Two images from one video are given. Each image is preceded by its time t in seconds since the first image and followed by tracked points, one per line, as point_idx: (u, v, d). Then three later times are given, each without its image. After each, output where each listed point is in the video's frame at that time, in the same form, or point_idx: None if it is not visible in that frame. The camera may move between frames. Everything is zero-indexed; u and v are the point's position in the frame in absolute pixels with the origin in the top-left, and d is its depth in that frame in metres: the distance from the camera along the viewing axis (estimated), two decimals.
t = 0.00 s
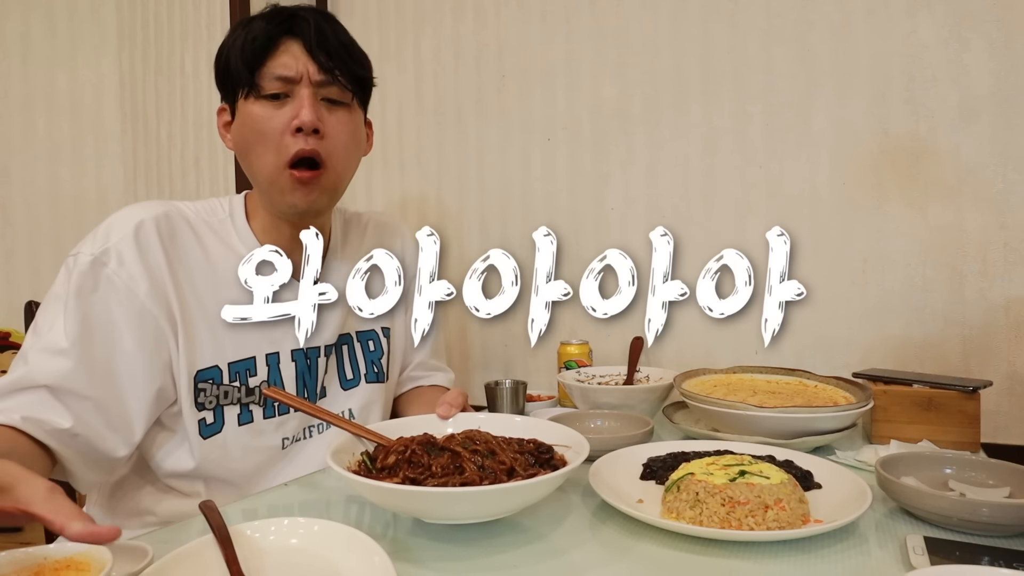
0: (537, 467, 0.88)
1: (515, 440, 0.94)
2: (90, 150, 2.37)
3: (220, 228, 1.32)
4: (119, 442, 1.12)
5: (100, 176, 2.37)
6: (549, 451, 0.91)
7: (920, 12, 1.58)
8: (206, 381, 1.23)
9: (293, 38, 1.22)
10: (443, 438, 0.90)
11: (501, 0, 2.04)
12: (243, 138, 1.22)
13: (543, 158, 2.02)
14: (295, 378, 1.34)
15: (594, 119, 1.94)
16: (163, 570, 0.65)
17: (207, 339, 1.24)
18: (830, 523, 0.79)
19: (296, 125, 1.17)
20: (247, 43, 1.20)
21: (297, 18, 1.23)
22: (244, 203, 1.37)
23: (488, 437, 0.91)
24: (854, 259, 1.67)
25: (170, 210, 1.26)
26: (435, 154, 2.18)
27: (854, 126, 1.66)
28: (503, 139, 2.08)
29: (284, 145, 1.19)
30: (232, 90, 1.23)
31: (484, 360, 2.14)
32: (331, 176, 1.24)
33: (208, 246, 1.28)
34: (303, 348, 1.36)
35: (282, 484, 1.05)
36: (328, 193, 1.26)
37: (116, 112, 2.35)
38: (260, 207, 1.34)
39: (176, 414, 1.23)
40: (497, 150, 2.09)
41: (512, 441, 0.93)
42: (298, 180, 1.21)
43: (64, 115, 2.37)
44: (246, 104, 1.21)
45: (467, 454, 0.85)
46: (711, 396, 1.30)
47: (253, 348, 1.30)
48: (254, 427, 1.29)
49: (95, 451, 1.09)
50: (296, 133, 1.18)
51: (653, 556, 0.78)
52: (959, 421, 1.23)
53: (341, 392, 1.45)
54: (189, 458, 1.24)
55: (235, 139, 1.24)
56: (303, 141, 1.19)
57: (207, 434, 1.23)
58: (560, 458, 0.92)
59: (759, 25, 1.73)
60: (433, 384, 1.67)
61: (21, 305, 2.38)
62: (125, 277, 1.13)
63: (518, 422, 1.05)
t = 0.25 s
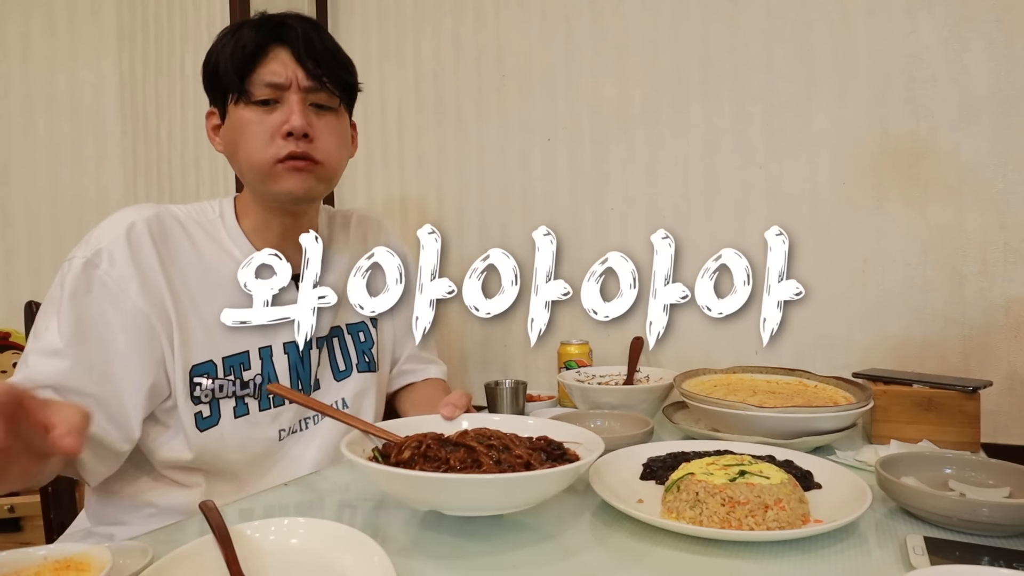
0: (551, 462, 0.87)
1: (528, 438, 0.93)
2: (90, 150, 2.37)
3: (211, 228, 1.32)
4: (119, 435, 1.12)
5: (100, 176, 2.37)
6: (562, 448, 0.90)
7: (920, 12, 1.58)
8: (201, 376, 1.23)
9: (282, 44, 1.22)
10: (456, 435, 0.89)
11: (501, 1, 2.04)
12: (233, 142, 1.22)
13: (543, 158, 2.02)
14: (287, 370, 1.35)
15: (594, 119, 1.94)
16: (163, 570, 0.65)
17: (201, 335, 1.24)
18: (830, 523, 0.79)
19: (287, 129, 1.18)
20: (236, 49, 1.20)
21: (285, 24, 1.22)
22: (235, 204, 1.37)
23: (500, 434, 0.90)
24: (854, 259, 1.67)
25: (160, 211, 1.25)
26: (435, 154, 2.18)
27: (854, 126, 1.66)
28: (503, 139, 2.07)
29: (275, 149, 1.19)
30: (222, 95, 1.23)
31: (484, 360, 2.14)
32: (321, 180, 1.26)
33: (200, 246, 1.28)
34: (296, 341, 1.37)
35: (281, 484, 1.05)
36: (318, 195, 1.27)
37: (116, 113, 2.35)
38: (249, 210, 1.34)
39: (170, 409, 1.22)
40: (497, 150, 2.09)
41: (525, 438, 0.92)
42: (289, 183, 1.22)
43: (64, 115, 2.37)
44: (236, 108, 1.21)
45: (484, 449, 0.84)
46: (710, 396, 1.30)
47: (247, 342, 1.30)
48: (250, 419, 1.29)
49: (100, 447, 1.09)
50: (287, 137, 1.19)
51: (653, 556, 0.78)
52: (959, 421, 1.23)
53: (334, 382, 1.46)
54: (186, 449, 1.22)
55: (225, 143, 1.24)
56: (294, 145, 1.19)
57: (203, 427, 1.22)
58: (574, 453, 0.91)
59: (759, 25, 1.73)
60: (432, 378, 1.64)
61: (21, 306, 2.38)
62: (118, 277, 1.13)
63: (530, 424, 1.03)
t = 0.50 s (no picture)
0: (576, 469, 0.86)
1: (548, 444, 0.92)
2: (90, 150, 2.37)
3: (207, 229, 1.32)
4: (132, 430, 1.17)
5: (100, 177, 2.37)
6: (585, 453, 0.90)
7: (919, 12, 1.58)
8: (198, 376, 1.24)
9: (269, 53, 1.21)
10: (476, 444, 0.89)
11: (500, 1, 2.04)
12: (224, 152, 1.23)
13: (543, 158, 2.02)
14: (283, 370, 1.35)
15: (594, 119, 1.94)
16: (163, 570, 0.65)
17: (199, 335, 1.26)
18: (830, 523, 0.79)
19: (273, 140, 1.18)
20: (223, 58, 1.19)
21: (273, 32, 1.22)
22: (231, 205, 1.36)
23: (522, 442, 0.90)
24: (854, 259, 1.67)
25: (157, 214, 1.27)
26: (435, 154, 2.18)
27: (854, 127, 1.66)
28: (503, 139, 2.08)
29: (262, 159, 1.20)
30: (212, 104, 1.23)
31: (484, 360, 2.14)
32: (309, 189, 1.26)
33: (198, 247, 1.29)
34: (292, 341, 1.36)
35: (280, 484, 1.05)
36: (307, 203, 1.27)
37: (116, 113, 2.35)
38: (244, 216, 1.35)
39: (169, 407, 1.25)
40: (497, 150, 2.09)
41: (545, 445, 0.92)
42: (276, 194, 1.22)
43: (64, 116, 2.37)
44: (225, 119, 1.21)
45: (506, 461, 0.84)
46: (710, 396, 1.30)
47: (243, 342, 1.31)
48: (247, 418, 1.30)
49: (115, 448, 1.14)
50: (273, 148, 1.19)
51: (652, 556, 0.78)
52: (959, 421, 1.23)
53: (332, 380, 1.45)
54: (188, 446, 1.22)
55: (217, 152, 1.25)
56: (281, 156, 1.19)
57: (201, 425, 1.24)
58: (598, 458, 0.90)
59: (759, 25, 1.73)
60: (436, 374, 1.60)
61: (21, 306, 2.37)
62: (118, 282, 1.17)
63: (552, 425, 1.02)
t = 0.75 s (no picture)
0: (577, 469, 0.86)
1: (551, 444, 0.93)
2: (90, 150, 2.37)
3: (219, 229, 1.34)
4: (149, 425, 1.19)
5: (100, 176, 2.37)
6: (587, 453, 0.90)
7: (920, 11, 1.58)
8: (209, 375, 1.25)
9: (266, 61, 1.19)
10: (478, 442, 0.89)
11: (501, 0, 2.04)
12: (226, 161, 1.24)
13: (543, 158, 2.02)
14: (293, 371, 1.35)
15: (594, 119, 1.94)
16: (163, 570, 0.65)
17: (208, 334, 1.26)
18: (830, 523, 0.79)
19: (271, 152, 1.18)
20: (221, 67, 1.18)
21: (271, 39, 1.20)
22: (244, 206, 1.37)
23: (523, 441, 0.90)
24: (854, 259, 1.67)
25: (171, 214, 1.28)
26: (435, 154, 2.18)
27: (854, 126, 1.66)
28: (503, 139, 2.07)
29: (261, 170, 1.20)
30: (214, 112, 1.24)
31: (484, 360, 2.14)
32: (310, 199, 1.26)
33: (209, 247, 1.30)
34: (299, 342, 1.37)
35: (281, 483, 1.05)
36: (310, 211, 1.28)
37: (116, 112, 2.35)
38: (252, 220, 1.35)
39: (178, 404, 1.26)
40: (497, 150, 2.09)
41: (548, 444, 0.92)
42: (277, 205, 1.23)
43: (64, 115, 2.37)
44: (226, 129, 1.22)
45: (507, 458, 0.84)
46: (710, 396, 1.30)
47: (252, 342, 1.32)
48: (256, 418, 1.30)
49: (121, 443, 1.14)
50: (272, 160, 1.19)
51: (652, 556, 0.78)
52: (959, 421, 1.23)
53: (339, 380, 1.45)
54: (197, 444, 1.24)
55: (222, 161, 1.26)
56: (280, 167, 1.19)
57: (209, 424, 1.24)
58: (599, 458, 0.90)
59: (759, 25, 1.73)
60: (442, 379, 1.60)
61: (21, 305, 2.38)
62: (135, 281, 1.19)
63: (555, 427, 1.02)
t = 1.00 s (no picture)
0: (574, 467, 0.86)
1: (547, 443, 0.93)
2: (90, 151, 2.37)
3: (233, 226, 1.34)
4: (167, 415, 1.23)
5: (100, 177, 2.37)
6: (583, 453, 0.90)
7: (919, 12, 1.58)
8: (220, 368, 1.27)
9: (273, 61, 1.18)
10: (474, 441, 0.89)
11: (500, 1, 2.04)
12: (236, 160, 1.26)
13: (543, 158, 2.02)
14: (304, 367, 1.36)
15: (594, 119, 1.94)
16: (163, 570, 0.65)
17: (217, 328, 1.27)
18: (830, 523, 0.79)
19: (276, 154, 1.19)
20: (230, 67, 1.18)
21: (279, 39, 1.19)
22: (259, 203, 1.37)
23: (519, 440, 0.90)
24: (854, 259, 1.67)
25: (185, 209, 1.29)
26: (435, 154, 2.18)
27: (854, 126, 1.66)
28: (503, 139, 2.08)
29: (267, 171, 1.21)
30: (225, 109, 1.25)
31: (484, 360, 2.14)
32: (314, 200, 1.26)
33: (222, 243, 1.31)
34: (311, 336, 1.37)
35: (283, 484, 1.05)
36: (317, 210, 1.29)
37: (116, 113, 2.35)
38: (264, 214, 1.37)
39: (189, 395, 1.28)
40: (497, 150, 2.09)
41: (545, 443, 0.92)
42: (281, 206, 1.25)
43: (64, 116, 2.37)
44: (235, 129, 1.23)
45: (503, 456, 0.84)
46: (710, 396, 1.30)
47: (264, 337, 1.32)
48: (266, 412, 1.31)
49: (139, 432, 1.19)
50: (277, 161, 1.20)
51: (652, 556, 0.78)
52: (959, 420, 1.23)
53: (351, 379, 1.45)
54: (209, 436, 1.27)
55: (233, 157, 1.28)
56: (285, 169, 1.21)
57: (220, 418, 1.26)
58: (595, 457, 0.90)
59: (759, 25, 1.73)
60: (448, 380, 1.60)
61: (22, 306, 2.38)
62: (146, 275, 1.21)
63: (551, 426, 1.02)
